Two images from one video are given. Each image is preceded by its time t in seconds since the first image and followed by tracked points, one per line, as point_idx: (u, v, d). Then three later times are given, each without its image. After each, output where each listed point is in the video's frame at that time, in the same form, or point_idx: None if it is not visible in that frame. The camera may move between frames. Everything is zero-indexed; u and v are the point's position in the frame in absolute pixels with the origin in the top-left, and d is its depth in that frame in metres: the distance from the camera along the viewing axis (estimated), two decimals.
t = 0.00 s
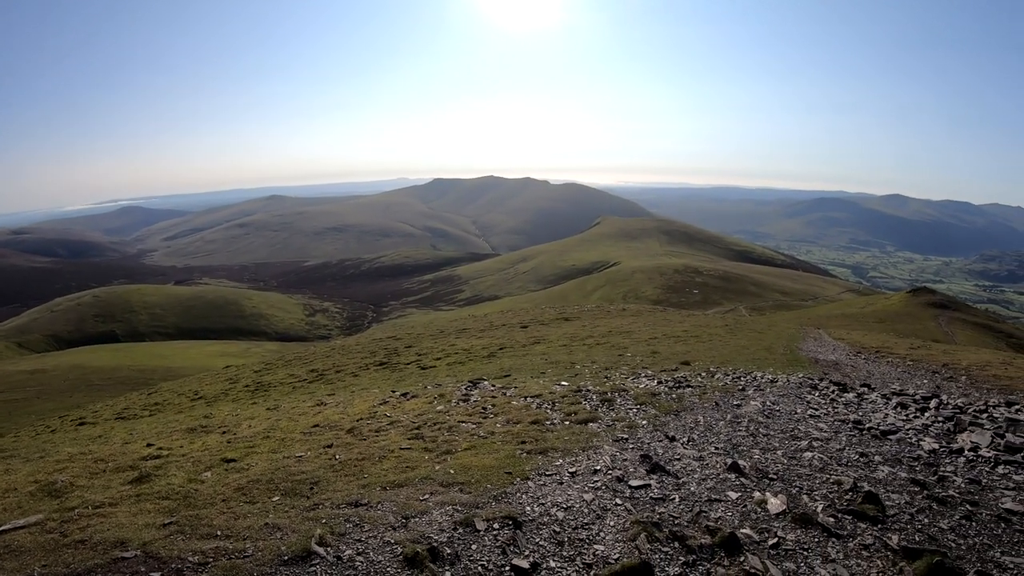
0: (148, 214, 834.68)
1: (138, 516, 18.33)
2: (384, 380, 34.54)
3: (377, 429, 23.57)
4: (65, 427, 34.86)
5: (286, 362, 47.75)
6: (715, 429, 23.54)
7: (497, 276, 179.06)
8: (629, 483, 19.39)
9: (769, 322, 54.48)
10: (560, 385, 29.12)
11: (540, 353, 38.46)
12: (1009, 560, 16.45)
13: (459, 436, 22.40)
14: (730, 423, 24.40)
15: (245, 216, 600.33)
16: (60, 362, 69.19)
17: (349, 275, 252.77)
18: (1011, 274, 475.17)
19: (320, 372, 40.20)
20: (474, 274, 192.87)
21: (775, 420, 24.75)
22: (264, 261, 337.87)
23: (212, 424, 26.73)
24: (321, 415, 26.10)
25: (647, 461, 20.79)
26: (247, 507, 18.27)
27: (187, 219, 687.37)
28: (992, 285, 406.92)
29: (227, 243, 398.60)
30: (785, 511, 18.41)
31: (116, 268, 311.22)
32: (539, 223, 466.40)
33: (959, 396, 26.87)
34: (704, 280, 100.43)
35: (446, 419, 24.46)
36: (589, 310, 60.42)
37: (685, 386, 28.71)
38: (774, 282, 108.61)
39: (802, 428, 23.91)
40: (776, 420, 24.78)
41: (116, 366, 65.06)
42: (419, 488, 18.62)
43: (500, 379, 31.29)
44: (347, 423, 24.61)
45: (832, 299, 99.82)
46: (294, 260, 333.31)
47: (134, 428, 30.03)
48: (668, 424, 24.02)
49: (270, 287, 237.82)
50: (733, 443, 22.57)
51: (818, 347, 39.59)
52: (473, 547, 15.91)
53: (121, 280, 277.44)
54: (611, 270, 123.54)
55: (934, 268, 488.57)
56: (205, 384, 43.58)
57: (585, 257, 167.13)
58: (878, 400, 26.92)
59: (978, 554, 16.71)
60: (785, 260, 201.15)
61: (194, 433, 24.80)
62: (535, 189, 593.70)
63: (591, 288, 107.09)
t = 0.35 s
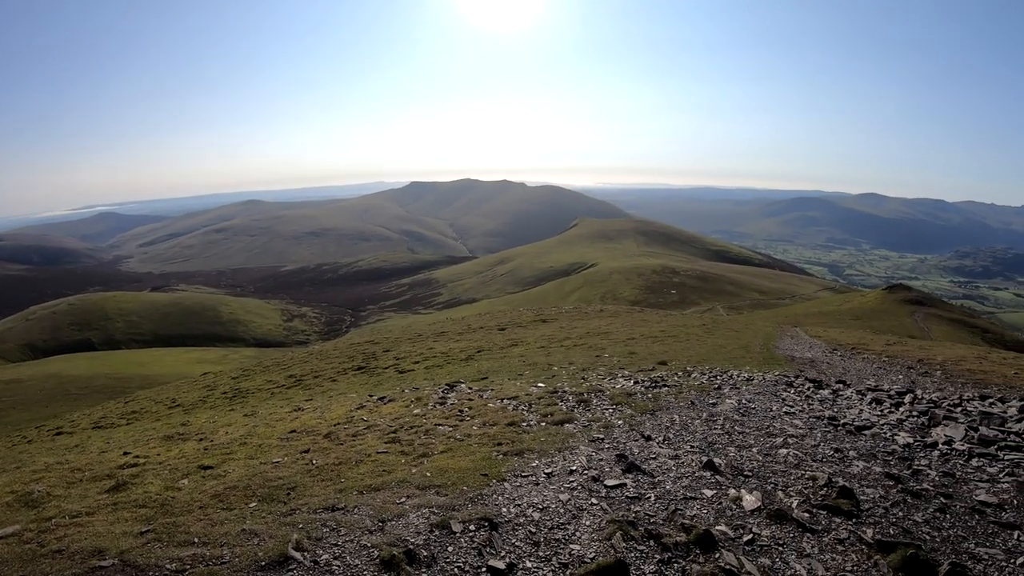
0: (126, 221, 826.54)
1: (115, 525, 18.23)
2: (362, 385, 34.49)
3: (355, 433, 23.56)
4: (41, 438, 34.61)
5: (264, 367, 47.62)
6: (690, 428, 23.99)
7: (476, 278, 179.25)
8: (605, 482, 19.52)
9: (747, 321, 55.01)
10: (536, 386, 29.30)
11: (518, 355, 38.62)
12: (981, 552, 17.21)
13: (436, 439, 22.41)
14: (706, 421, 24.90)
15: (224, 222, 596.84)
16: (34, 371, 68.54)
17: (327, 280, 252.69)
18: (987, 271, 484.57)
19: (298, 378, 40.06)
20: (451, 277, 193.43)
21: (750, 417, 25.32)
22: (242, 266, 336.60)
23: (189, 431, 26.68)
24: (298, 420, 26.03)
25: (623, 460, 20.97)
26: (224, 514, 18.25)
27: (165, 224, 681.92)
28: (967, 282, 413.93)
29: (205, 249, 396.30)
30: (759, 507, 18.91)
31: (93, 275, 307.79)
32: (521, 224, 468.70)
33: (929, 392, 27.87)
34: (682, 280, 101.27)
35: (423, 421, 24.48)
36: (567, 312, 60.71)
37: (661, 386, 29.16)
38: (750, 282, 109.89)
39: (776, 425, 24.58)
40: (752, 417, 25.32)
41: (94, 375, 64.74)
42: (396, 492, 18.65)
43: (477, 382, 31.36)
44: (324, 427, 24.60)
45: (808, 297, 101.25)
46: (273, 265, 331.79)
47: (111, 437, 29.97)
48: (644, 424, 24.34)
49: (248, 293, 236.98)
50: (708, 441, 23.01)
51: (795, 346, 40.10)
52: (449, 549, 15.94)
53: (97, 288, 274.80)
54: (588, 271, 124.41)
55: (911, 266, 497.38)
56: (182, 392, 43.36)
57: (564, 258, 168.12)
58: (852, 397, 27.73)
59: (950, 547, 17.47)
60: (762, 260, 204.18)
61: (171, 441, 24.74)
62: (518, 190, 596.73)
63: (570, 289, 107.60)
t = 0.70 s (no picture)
0: (102, 230, 818.02)
1: (89, 538, 18.10)
2: (337, 393, 34.51)
3: (329, 442, 23.55)
4: (11, 453, 34.38)
5: (240, 377, 47.55)
6: (664, 430, 24.32)
7: (450, 284, 179.72)
8: (578, 486, 19.72)
9: (721, 322, 55.70)
10: (511, 392, 29.52)
11: (492, 361, 38.94)
12: (953, 546, 17.59)
13: (409, 446, 22.49)
14: (679, 423, 25.27)
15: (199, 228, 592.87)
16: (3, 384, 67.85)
17: (298, 287, 252.49)
18: (956, 270, 497.25)
19: (274, 387, 39.98)
20: (424, 283, 194.47)
21: (723, 418, 25.74)
22: (217, 275, 335.18)
23: (163, 443, 26.63)
24: (272, 429, 25.98)
25: (597, 463, 21.20)
26: (198, 525, 18.18)
27: (140, 231, 674.70)
28: (938, 281, 423.33)
29: (178, 257, 393.48)
30: (732, 506, 19.16)
31: (67, 286, 304.42)
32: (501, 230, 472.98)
33: (897, 390, 28.65)
34: (656, 283, 102.62)
35: (397, 429, 24.54)
36: (542, 316, 61.24)
37: (635, 389, 29.61)
38: (723, 284, 111.76)
39: (749, 425, 25.00)
40: (725, 418, 25.76)
41: (66, 387, 64.38)
42: (370, 499, 18.71)
43: (452, 388, 31.46)
44: (299, 436, 24.57)
45: (780, 297, 103.06)
46: (246, 273, 330.44)
47: (85, 450, 29.95)
48: (618, 428, 24.64)
49: (220, 301, 236.28)
50: (681, 442, 23.33)
51: (769, 346, 40.73)
52: (423, 555, 15.98)
53: (70, 298, 272.06)
54: (563, 276, 125.60)
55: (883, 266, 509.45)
56: (156, 403, 43.23)
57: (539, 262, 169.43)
58: (824, 396, 28.33)
59: (922, 542, 17.84)
60: (735, 263, 207.99)
61: (145, 453, 24.66)
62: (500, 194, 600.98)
63: (545, 294, 108.38)
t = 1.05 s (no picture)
0: (80, 240, 809.86)
1: (66, 551, 18.01)
2: (315, 401, 34.49)
3: (307, 450, 23.57)
4: None
5: (218, 386, 47.39)
6: (642, 432, 24.60)
7: (428, 290, 179.80)
8: (556, 489, 19.86)
9: (700, 324, 56.21)
10: (488, 397, 29.71)
11: (471, 366, 39.13)
12: (930, 541, 17.91)
13: (388, 453, 22.53)
14: (657, 425, 25.56)
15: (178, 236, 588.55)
16: None
17: (277, 295, 251.64)
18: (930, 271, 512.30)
19: (252, 396, 39.85)
20: (402, 289, 194.88)
21: (701, 419, 26.09)
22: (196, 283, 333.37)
23: (140, 454, 26.55)
24: (251, 438, 25.97)
25: (574, 467, 21.38)
26: (176, 536, 18.14)
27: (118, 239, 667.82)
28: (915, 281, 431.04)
29: (157, 266, 390.67)
30: (710, 507, 19.37)
31: (44, 296, 300.94)
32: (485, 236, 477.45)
33: (872, 388, 29.27)
34: (634, 286, 103.64)
35: (375, 436, 24.57)
36: (520, 321, 61.58)
37: (613, 392, 29.97)
38: (700, 286, 113.18)
39: (726, 426, 25.36)
40: (702, 419, 26.09)
41: (41, 399, 63.91)
42: (349, 507, 18.76)
43: (430, 394, 31.55)
44: (276, 445, 24.55)
45: (757, 298, 104.52)
46: (223, 281, 328.38)
47: (62, 463, 29.86)
48: (596, 431, 24.87)
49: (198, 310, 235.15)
50: (659, 444, 23.59)
51: (747, 347, 41.25)
52: (401, 562, 16.01)
53: (45, 308, 268.92)
54: (542, 280, 126.42)
55: (859, 268, 521.04)
56: (134, 414, 43.03)
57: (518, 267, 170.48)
58: (800, 396, 28.82)
59: (900, 538, 18.12)
60: (711, 266, 211.65)
61: (123, 465, 24.60)
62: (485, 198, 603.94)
63: (524, 298, 108.88)
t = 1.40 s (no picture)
0: (59, 248, 801.58)
1: (44, 562, 17.92)
2: (295, 408, 34.44)
3: (288, 457, 23.56)
4: None
5: (198, 394, 47.19)
6: (622, 435, 24.83)
7: (408, 295, 179.77)
8: (536, 493, 19.99)
9: (680, 327, 56.64)
10: (469, 401, 29.82)
11: (451, 371, 39.26)
12: (910, 537, 18.16)
13: (368, 459, 22.60)
14: (637, 427, 25.80)
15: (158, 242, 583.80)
16: None
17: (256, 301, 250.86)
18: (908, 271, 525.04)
19: (232, 404, 39.69)
20: (382, 294, 195.00)
21: (681, 421, 26.38)
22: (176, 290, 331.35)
23: (120, 463, 26.54)
24: (231, 446, 25.92)
25: (555, 470, 21.51)
26: (156, 545, 18.09)
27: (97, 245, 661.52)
28: (892, 281, 437.88)
29: (135, 273, 387.79)
30: (691, 507, 19.54)
31: (22, 305, 297.43)
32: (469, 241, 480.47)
33: (849, 387, 29.80)
34: (614, 290, 104.43)
35: (355, 442, 24.62)
36: (500, 326, 61.81)
37: (594, 396, 30.27)
38: (681, 289, 114.32)
39: (706, 427, 25.64)
40: (682, 421, 26.40)
41: (16, 409, 63.30)
42: (330, 514, 18.78)
43: (410, 399, 31.64)
44: (257, 452, 24.54)
45: (737, 301, 105.74)
46: (202, 288, 326.19)
47: (40, 474, 29.72)
48: (577, 434, 25.08)
49: (176, 318, 233.81)
50: (640, 446, 23.81)
51: (728, 349, 41.70)
52: (382, 567, 16.06)
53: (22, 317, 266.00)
54: (522, 284, 127.04)
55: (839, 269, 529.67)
56: (113, 423, 42.82)
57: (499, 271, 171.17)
58: (779, 396, 29.26)
59: (879, 534, 18.35)
60: (690, 269, 214.40)
61: (102, 475, 24.55)
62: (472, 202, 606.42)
63: (504, 302, 109.25)
